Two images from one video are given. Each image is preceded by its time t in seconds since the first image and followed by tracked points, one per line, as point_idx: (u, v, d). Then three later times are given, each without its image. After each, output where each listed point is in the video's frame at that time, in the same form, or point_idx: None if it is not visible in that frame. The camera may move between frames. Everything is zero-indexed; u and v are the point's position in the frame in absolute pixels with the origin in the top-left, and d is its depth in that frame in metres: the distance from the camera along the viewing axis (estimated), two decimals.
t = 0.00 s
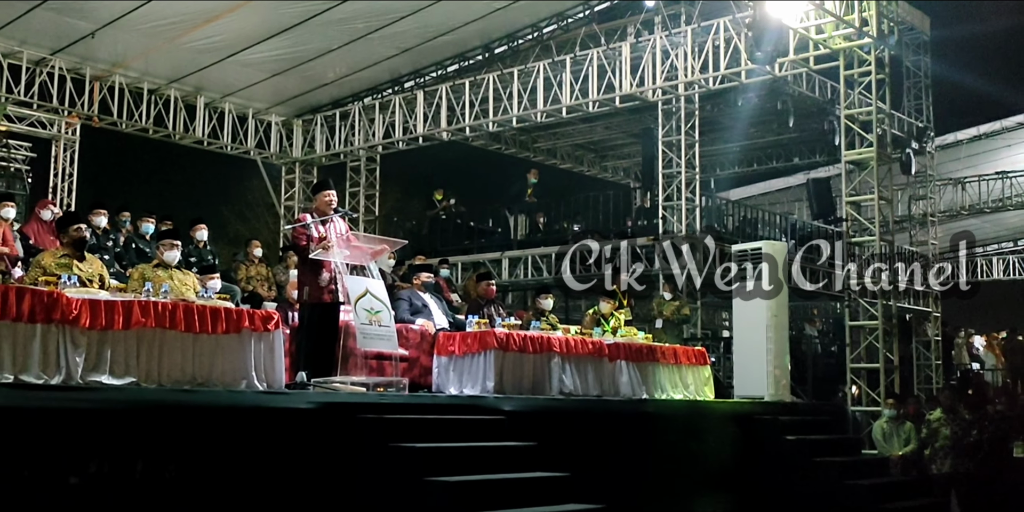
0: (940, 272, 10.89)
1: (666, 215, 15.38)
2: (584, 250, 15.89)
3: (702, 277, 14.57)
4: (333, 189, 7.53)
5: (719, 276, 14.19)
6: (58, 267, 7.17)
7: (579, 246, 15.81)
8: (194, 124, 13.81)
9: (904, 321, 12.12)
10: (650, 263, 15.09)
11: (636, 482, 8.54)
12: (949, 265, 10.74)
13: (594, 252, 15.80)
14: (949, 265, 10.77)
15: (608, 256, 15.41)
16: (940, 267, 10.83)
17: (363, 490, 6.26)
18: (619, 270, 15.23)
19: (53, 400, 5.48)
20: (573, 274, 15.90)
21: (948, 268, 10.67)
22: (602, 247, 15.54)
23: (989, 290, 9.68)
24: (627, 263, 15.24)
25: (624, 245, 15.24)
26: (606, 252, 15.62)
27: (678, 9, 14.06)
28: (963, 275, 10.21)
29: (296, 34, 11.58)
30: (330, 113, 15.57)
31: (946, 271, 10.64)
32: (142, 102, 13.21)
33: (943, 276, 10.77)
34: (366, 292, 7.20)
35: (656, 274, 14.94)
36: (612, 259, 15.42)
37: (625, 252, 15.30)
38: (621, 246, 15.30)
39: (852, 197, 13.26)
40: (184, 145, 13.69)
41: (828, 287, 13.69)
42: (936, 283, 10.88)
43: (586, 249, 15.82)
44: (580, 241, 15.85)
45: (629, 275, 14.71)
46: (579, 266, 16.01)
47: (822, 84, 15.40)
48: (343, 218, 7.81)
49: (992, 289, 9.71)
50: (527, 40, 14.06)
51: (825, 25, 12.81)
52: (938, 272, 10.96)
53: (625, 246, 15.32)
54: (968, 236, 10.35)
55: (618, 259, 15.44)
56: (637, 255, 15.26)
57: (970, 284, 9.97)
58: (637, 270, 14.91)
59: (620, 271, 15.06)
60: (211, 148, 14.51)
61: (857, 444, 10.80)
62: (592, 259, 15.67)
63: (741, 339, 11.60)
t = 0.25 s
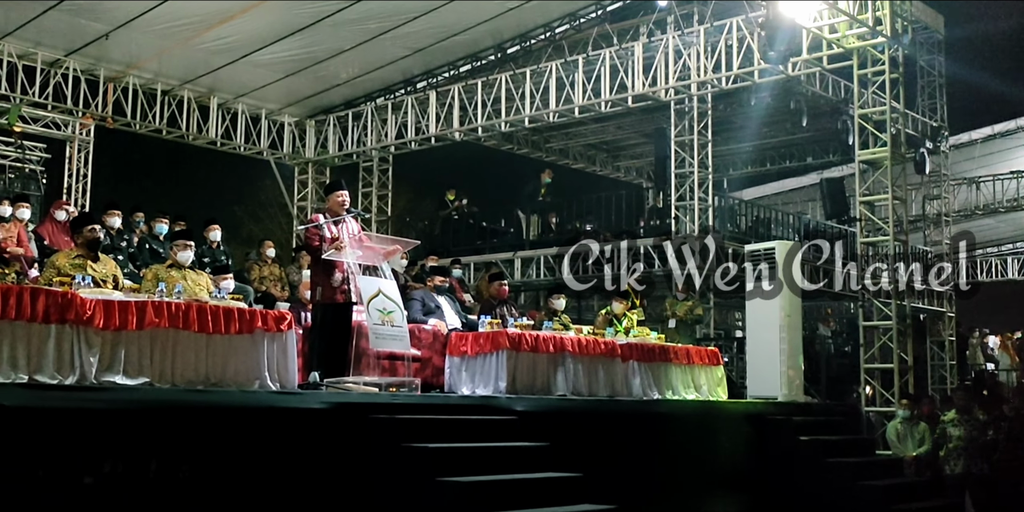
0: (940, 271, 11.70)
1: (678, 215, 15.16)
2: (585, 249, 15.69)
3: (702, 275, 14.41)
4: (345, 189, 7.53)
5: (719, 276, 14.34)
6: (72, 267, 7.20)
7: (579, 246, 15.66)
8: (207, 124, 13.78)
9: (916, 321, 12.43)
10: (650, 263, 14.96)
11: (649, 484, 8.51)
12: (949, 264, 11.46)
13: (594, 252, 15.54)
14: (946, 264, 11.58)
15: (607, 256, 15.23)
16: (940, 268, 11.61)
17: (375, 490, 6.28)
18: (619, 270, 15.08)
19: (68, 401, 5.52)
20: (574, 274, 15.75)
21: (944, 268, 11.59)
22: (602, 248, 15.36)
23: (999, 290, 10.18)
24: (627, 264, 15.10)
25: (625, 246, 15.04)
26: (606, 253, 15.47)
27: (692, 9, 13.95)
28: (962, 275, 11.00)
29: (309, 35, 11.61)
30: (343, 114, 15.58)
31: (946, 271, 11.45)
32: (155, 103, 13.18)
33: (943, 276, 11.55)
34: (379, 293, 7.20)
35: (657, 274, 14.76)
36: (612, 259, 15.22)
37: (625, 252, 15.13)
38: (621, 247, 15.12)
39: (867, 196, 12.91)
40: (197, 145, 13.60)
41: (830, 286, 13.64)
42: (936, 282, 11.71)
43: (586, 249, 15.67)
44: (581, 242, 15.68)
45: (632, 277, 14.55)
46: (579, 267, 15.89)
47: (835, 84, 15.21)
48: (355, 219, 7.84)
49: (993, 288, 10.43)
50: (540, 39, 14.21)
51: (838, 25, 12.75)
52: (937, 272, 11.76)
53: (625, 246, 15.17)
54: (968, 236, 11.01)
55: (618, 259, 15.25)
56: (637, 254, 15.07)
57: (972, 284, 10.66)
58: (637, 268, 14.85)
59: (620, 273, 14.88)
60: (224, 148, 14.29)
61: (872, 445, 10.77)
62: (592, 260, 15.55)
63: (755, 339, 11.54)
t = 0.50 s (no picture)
0: (940, 271, 11.92)
1: (690, 214, 15.16)
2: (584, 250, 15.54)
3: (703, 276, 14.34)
4: (358, 189, 7.54)
5: (719, 275, 14.32)
6: (86, 268, 7.23)
7: (579, 246, 15.51)
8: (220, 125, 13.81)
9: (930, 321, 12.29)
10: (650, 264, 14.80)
11: (661, 485, 8.49)
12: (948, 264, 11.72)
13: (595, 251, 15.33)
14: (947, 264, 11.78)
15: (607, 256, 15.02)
16: (940, 267, 11.82)
17: (387, 490, 6.28)
18: (619, 271, 14.78)
19: (83, 400, 5.54)
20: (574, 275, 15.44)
21: (946, 268, 11.77)
22: (602, 247, 15.16)
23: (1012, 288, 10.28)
24: (627, 265, 14.85)
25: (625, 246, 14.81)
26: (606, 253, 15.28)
27: (704, 9, 13.86)
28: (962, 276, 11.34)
29: (321, 35, 11.63)
30: (355, 114, 15.59)
31: (946, 271, 11.70)
32: (168, 104, 13.20)
33: (944, 276, 11.76)
34: (391, 293, 7.21)
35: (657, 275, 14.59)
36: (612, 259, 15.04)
37: (625, 253, 14.88)
38: (621, 247, 14.89)
39: (880, 196, 12.88)
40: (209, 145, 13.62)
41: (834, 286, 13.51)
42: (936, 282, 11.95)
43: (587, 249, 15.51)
44: (579, 241, 15.45)
45: (632, 275, 14.14)
46: (578, 268, 15.62)
47: (849, 83, 15.05)
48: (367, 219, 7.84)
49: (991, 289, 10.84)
50: (551, 40, 14.37)
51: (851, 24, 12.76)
52: (938, 272, 11.97)
53: (625, 246, 14.92)
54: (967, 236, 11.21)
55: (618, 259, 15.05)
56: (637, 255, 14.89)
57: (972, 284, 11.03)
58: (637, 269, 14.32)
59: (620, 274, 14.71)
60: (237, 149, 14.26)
61: (885, 445, 10.72)
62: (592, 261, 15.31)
63: (767, 339, 11.50)
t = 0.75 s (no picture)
0: (939, 271, 12.01)
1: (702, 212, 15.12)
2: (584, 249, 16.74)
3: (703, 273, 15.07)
4: (369, 188, 7.55)
5: (720, 275, 14.71)
6: (98, 266, 7.26)
7: (579, 246, 16.63)
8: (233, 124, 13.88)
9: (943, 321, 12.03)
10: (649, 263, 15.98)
11: (673, 484, 8.46)
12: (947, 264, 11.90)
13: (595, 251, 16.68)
14: (947, 265, 11.85)
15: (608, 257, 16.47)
16: (940, 267, 11.93)
17: (399, 488, 6.27)
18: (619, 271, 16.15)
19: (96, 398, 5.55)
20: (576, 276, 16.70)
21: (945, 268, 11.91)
22: (603, 248, 16.53)
23: None
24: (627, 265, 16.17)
25: (625, 247, 16.17)
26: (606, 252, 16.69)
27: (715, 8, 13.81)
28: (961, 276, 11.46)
29: (332, 34, 11.65)
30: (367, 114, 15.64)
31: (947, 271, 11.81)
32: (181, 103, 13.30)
33: (944, 276, 11.85)
34: (403, 291, 7.20)
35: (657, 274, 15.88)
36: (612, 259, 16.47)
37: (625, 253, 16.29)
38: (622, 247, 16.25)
39: (893, 196, 13.02)
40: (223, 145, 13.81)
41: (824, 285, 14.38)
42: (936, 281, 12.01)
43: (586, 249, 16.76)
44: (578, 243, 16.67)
45: (632, 275, 15.82)
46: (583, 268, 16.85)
47: (862, 81, 15.00)
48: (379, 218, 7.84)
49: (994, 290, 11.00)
50: (563, 38, 14.02)
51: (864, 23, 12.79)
52: (937, 272, 12.05)
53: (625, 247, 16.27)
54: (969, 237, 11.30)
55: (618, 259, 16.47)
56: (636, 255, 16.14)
57: (971, 284, 11.12)
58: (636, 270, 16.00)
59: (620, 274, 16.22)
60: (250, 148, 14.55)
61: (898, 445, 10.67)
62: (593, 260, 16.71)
63: (779, 338, 11.47)
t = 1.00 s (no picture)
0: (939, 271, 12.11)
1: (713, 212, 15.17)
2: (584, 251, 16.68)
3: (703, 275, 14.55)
4: (379, 188, 7.59)
5: (719, 275, 14.25)
6: (108, 265, 7.28)
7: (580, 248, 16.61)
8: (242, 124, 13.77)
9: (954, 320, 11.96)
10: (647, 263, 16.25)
11: (682, 484, 8.45)
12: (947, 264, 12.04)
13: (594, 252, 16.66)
14: (947, 263, 11.99)
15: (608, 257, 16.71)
16: (940, 267, 12.05)
17: (408, 487, 6.28)
18: (619, 271, 16.36)
19: (106, 397, 5.57)
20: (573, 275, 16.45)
21: (945, 267, 12.00)
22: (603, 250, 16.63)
23: None
24: (626, 264, 16.38)
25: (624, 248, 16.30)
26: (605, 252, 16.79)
27: (724, 6, 13.73)
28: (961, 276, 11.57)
29: (341, 34, 11.66)
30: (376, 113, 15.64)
31: (948, 270, 11.91)
32: (190, 102, 13.21)
33: (944, 276, 11.98)
34: (412, 290, 7.21)
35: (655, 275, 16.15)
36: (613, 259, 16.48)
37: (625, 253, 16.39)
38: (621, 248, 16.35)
39: (903, 195, 12.99)
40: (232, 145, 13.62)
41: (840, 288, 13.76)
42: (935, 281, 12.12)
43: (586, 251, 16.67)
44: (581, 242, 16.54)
45: (632, 277, 16.13)
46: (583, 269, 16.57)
47: (872, 80, 15.08)
48: (387, 217, 7.86)
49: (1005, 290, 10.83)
50: (572, 36, 13.75)
51: (874, 21, 12.82)
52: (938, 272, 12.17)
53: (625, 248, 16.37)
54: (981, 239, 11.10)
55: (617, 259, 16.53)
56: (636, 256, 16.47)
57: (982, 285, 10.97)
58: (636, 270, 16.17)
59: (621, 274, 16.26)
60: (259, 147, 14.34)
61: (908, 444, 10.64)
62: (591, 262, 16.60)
63: (788, 337, 11.43)
